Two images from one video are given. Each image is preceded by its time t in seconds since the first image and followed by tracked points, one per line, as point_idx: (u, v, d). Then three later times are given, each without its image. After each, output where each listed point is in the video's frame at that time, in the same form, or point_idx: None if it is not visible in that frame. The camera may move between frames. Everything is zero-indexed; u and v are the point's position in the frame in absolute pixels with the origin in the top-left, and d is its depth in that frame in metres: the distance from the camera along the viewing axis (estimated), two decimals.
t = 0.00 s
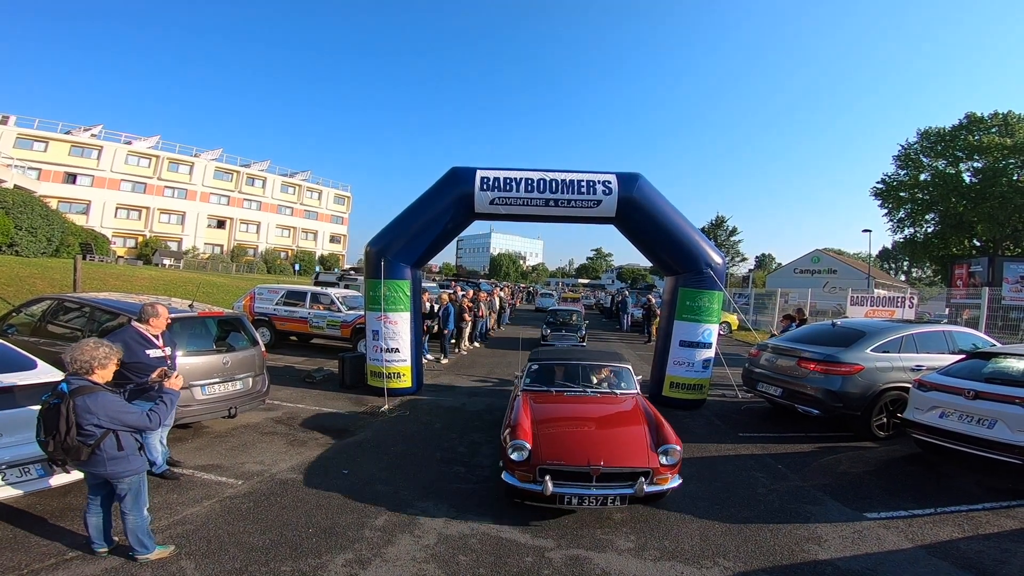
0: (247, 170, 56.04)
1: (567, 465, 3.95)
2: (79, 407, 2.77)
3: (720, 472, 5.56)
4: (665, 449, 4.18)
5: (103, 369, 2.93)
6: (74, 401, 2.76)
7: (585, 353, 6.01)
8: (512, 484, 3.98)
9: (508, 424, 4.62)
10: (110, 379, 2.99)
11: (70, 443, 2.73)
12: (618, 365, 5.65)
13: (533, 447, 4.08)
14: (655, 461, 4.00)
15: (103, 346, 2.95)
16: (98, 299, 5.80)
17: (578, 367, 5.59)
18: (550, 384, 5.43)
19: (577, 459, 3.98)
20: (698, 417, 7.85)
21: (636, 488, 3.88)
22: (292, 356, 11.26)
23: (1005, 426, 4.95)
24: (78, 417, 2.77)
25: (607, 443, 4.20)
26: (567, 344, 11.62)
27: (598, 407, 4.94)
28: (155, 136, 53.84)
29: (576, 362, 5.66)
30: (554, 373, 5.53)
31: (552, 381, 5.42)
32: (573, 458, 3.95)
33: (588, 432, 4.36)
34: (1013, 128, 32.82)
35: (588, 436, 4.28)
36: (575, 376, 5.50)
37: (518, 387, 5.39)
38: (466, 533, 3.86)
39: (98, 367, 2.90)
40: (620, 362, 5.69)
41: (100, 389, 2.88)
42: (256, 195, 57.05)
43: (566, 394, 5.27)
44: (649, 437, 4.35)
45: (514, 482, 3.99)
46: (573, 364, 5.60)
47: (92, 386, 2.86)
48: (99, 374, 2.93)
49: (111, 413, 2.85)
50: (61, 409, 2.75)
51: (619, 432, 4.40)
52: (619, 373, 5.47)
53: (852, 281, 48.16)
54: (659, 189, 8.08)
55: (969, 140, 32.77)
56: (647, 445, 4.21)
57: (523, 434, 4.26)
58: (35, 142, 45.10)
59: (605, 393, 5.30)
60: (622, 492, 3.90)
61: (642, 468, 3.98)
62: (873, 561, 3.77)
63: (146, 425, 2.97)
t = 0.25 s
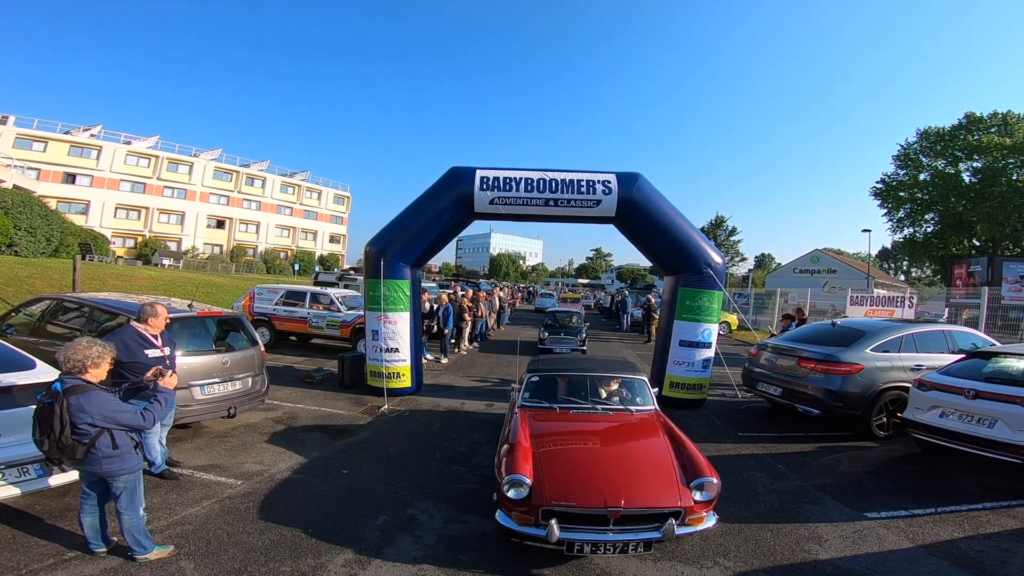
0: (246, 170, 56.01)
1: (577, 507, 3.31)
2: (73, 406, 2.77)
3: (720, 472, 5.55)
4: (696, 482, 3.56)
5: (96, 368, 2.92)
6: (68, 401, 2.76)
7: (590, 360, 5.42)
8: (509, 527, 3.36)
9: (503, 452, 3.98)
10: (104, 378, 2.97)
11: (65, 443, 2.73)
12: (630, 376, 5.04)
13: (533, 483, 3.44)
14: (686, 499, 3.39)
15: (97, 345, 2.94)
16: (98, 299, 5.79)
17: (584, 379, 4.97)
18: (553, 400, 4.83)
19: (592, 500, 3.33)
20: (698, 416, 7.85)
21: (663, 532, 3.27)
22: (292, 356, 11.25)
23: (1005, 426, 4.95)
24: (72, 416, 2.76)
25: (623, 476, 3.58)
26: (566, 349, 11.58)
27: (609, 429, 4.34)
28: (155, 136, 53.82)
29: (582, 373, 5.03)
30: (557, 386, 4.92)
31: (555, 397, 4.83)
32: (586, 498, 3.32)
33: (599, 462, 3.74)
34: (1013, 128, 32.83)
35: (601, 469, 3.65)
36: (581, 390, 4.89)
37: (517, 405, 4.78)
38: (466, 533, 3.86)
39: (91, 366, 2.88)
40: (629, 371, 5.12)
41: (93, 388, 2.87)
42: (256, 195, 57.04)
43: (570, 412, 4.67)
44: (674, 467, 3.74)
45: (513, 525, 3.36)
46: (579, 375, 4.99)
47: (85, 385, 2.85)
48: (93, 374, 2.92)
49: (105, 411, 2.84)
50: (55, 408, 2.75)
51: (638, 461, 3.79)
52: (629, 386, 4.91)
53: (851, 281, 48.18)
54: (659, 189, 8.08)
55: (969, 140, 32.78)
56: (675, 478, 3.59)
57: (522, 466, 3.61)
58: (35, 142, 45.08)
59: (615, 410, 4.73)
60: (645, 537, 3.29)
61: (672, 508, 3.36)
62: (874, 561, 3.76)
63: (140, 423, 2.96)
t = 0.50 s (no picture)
0: (246, 170, 56.00)
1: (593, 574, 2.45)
2: (68, 407, 2.75)
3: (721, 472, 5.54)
4: (744, 532, 2.69)
5: (91, 369, 2.90)
6: (63, 402, 2.75)
7: (598, 372, 4.54)
8: None
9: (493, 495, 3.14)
10: (99, 379, 2.96)
11: (60, 444, 2.71)
12: (647, 391, 4.20)
13: (532, 538, 2.59)
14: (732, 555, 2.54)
15: (91, 345, 2.92)
16: (97, 299, 5.77)
17: (593, 395, 4.12)
18: (556, 421, 3.97)
19: (610, 563, 2.48)
20: (699, 417, 7.84)
21: None
22: (292, 356, 11.24)
23: (1006, 426, 4.94)
24: (68, 417, 2.75)
25: (650, 524, 2.74)
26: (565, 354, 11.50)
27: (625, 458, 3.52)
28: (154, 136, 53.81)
29: (590, 388, 4.16)
30: (561, 404, 4.05)
31: (560, 418, 3.97)
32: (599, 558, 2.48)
33: (617, 506, 2.90)
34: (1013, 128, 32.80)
35: (618, 515, 2.82)
36: (590, 409, 4.04)
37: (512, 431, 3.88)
38: (466, 533, 3.85)
39: (86, 367, 2.87)
40: (647, 386, 4.27)
41: (89, 389, 2.86)
42: (256, 195, 57.03)
43: (578, 437, 3.83)
44: (715, 511, 2.90)
45: None
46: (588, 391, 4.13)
47: (81, 386, 2.83)
48: (88, 374, 2.90)
49: (100, 412, 2.83)
50: (50, 409, 2.73)
51: (664, 500, 2.98)
52: (648, 404, 4.08)
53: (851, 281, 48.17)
54: (659, 189, 8.07)
55: (969, 140, 32.77)
56: (719, 527, 2.75)
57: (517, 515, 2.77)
58: (34, 142, 45.07)
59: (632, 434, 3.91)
60: None
61: (719, 569, 2.51)
62: (875, 562, 3.75)
63: (136, 424, 2.95)
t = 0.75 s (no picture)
0: (246, 170, 56.00)
1: None
2: (65, 408, 2.74)
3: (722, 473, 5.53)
4: None
5: (87, 370, 2.89)
6: (60, 403, 2.73)
7: (612, 391, 3.82)
8: None
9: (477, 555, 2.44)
10: (96, 380, 2.95)
11: (58, 444, 2.71)
12: (673, 413, 3.46)
13: None
14: None
15: (88, 346, 2.91)
16: (97, 299, 5.77)
17: (605, 419, 3.39)
18: (560, 453, 3.25)
19: None
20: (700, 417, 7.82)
21: None
22: (292, 356, 11.23)
23: (1008, 426, 4.92)
24: (64, 418, 2.73)
25: None
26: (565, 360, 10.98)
27: (646, 501, 2.80)
28: (155, 136, 53.83)
29: (601, 411, 3.44)
30: (566, 430, 3.32)
31: (564, 449, 3.26)
32: None
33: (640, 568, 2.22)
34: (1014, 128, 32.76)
35: None
36: (601, 436, 3.31)
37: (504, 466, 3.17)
38: (467, 534, 3.84)
39: (82, 367, 2.86)
40: (672, 407, 3.53)
41: (86, 390, 2.85)
42: (256, 195, 57.03)
43: (590, 475, 3.08)
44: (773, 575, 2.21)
45: None
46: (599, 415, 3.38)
47: (77, 387, 2.82)
48: (84, 375, 2.89)
49: (97, 413, 2.81)
50: (46, 410, 2.72)
51: (703, 556, 2.30)
52: (673, 429, 3.35)
53: (852, 281, 48.14)
54: (660, 189, 8.05)
55: (970, 140, 32.72)
56: None
57: None
58: (35, 142, 45.09)
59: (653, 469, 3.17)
60: None
61: None
62: (876, 562, 3.74)
63: (133, 425, 2.94)
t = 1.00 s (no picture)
0: (247, 169, 56.01)
1: None
2: (62, 407, 2.73)
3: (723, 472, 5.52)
4: None
5: (85, 368, 2.88)
6: (57, 402, 2.72)
7: (631, 420, 3.12)
8: None
9: None
10: (93, 378, 2.94)
11: (57, 443, 2.70)
12: (708, 453, 2.74)
13: None
14: None
15: (85, 344, 2.90)
16: (97, 297, 5.76)
17: (620, 460, 2.70)
18: (565, 503, 2.60)
19: None
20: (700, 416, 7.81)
21: None
22: (292, 355, 11.23)
23: (1009, 426, 4.91)
24: (62, 417, 2.72)
25: None
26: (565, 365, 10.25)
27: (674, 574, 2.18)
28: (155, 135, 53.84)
29: (615, 449, 2.75)
30: (568, 474, 2.67)
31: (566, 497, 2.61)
32: None
33: None
34: (1015, 127, 32.70)
35: None
36: (615, 482, 2.64)
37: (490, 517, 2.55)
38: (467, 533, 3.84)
39: (79, 366, 2.85)
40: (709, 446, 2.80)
41: (83, 389, 2.83)
42: (256, 194, 57.06)
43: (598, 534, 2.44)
44: None
45: None
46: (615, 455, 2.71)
47: (74, 385, 2.81)
48: (81, 374, 2.88)
49: (94, 412, 2.80)
50: (44, 409, 2.71)
51: None
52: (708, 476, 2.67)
53: (852, 281, 48.11)
54: (660, 188, 8.04)
55: (970, 139, 32.68)
56: None
57: None
58: (35, 141, 45.11)
59: (687, 525, 2.51)
60: None
61: None
62: (878, 562, 3.73)
63: (131, 424, 2.93)
